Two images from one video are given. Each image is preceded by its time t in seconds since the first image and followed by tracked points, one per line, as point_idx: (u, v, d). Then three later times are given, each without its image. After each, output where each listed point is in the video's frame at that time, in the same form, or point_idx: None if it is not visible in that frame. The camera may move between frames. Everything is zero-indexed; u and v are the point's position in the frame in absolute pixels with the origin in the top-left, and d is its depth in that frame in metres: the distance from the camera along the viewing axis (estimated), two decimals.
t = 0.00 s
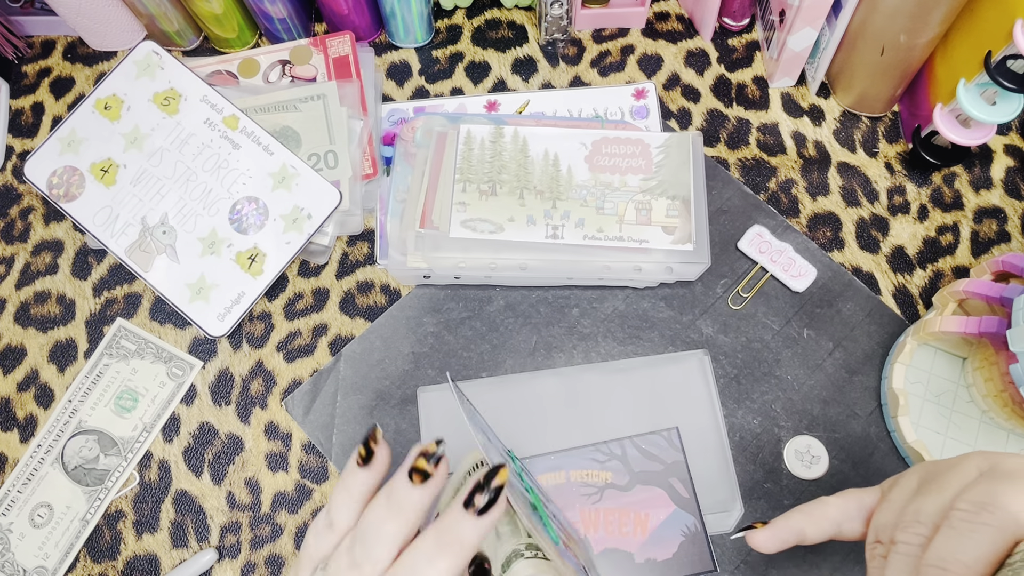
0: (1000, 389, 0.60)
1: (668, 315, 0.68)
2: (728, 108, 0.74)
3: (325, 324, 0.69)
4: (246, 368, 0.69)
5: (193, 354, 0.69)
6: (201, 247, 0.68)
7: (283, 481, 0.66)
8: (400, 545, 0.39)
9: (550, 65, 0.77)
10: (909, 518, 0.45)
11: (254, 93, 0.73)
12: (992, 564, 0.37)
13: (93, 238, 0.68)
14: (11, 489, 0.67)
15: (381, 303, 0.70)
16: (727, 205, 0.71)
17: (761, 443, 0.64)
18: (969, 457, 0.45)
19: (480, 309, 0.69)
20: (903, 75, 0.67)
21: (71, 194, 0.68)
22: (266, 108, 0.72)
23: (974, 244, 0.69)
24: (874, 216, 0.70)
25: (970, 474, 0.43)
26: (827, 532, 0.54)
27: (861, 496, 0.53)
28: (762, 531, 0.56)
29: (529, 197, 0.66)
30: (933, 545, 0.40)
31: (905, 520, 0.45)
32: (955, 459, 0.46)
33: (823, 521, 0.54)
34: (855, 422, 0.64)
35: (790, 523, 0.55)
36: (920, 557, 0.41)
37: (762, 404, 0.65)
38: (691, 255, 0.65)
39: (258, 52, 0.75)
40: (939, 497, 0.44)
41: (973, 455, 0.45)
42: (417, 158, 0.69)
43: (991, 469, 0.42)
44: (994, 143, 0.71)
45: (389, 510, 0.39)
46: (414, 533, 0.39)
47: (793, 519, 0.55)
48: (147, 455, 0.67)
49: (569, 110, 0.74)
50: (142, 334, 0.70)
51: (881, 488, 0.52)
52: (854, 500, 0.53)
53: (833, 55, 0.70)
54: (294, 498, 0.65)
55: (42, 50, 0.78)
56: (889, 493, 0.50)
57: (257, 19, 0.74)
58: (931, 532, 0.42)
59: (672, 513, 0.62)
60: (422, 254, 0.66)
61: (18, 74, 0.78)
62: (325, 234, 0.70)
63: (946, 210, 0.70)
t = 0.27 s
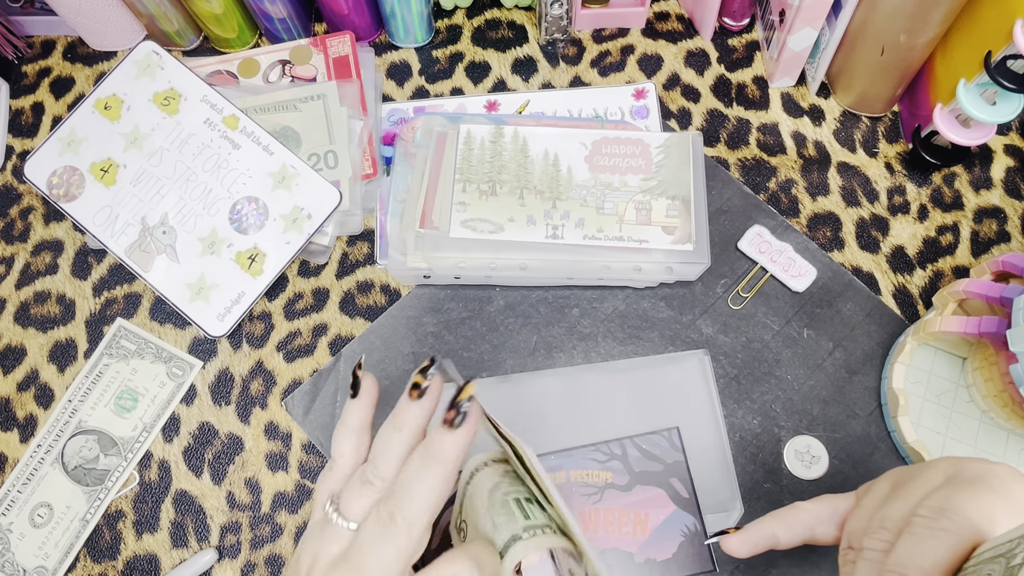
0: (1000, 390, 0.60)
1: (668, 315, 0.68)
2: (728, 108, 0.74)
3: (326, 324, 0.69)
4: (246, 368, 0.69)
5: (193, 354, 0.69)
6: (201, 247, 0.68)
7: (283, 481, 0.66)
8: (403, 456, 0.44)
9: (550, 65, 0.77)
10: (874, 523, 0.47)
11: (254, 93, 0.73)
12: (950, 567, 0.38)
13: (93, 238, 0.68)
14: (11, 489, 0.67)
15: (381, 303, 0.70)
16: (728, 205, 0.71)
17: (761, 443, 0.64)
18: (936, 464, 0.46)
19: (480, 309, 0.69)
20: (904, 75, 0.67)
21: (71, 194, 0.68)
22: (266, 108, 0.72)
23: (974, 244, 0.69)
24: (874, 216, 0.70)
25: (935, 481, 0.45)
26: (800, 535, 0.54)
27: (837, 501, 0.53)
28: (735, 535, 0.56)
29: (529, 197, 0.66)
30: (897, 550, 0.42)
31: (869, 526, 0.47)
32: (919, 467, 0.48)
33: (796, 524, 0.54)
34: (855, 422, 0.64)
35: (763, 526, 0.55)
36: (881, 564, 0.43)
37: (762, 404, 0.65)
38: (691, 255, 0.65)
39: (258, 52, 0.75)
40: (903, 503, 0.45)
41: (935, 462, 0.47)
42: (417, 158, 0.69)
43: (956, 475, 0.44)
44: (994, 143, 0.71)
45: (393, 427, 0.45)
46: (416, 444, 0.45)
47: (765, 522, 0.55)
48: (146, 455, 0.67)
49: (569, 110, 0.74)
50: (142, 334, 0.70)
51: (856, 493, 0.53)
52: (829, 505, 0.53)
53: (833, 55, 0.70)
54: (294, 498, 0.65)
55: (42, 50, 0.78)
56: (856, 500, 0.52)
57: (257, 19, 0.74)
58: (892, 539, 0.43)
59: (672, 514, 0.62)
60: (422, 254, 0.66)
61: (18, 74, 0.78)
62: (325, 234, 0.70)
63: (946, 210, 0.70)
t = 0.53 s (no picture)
0: (1000, 390, 0.60)
1: (668, 315, 0.68)
2: (728, 108, 0.74)
3: (325, 324, 0.69)
4: (246, 368, 0.69)
5: (193, 354, 0.69)
6: (201, 247, 0.68)
7: (283, 481, 0.66)
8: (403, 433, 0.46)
9: (550, 65, 0.77)
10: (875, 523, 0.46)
11: (254, 93, 0.73)
12: (942, 567, 0.38)
13: (93, 238, 0.68)
14: (11, 489, 0.67)
15: (381, 303, 0.70)
16: (728, 205, 0.71)
17: (761, 443, 0.64)
18: (930, 464, 0.46)
19: (480, 309, 0.69)
20: (904, 75, 0.67)
21: (71, 194, 0.68)
22: (266, 108, 0.72)
23: (974, 244, 0.69)
24: (874, 216, 0.70)
25: (931, 481, 0.45)
26: (794, 532, 0.54)
27: (831, 501, 0.53)
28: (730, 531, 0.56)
29: (529, 197, 0.66)
30: (891, 550, 0.42)
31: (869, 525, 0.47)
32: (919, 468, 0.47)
33: (790, 521, 0.54)
34: (855, 422, 0.64)
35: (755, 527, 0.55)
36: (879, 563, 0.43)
37: (762, 404, 0.65)
38: (691, 255, 0.65)
39: (258, 52, 0.75)
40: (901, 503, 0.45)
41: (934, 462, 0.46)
42: (417, 158, 0.69)
43: (949, 476, 0.44)
44: (994, 143, 0.71)
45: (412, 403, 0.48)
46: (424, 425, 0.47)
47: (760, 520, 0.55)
48: (146, 455, 0.67)
49: (569, 110, 0.74)
50: (142, 334, 0.70)
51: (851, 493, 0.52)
52: (824, 505, 0.53)
53: (833, 55, 0.70)
54: (294, 498, 0.65)
55: (42, 50, 0.78)
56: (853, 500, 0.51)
57: (257, 19, 0.74)
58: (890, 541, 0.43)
59: (672, 514, 0.62)
60: (422, 254, 0.66)
61: (18, 74, 0.78)
62: (325, 234, 0.70)
63: (946, 210, 0.70)
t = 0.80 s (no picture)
0: (1000, 389, 0.60)
1: (668, 315, 0.68)
2: (728, 108, 0.74)
3: (326, 324, 0.69)
4: (246, 368, 0.69)
5: (193, 354, 0.69)
6: (201, 247, 0.68)
7: (283, 481, 0.66)
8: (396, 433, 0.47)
9: (550, 65, 0.77)
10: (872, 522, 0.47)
11: (254, 93, 0.73)
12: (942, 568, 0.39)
13: (93, 238, 0.68)
14: (11, 489, 0.67)
15: (381, 303, 0.70)
16: (728, 205, 0.71)
17: (761, 443, 0.64)
18: (930, 464, 0.46)
19: (480, 309, 0.69)
20: (904, 75, 0.67)
21: (71, 194, 0.68)
22: (266, 108, 0.72)
23: (974, 244, 0.69)
24: (874, 216, 0.70)
25: (930, 481, 0.45)
26: (795, 531, 0.55)
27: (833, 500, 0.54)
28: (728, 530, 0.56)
29: (529, 198, 0.66)
30: (889, 550, 0.42)
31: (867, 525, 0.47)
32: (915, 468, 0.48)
33: (790, 520, 0.55)
34: (855, 422, 0.64)
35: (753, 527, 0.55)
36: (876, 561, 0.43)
37: (761, 404, 0.65)
38: (691, 255, 0.65)
39: (258, 52, 0.75)
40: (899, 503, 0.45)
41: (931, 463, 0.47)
42: (417, 158, 0.69)
43: (949, 476, 0.44)
44: (994, 143, 0.71)
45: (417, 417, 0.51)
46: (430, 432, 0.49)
47: (757, 521, 0.55)
48: (146, 455, 0.67)
49: (569, 110, 0.74)
50: (142, 334, 0.70)
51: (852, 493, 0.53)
52: (824, 504, 0.54)
53: (833, 55, 0.70)
54: (294, 498, 0.65)
55: (42, 50, 0.78)
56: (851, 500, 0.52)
57: (257, 19, 0.74)
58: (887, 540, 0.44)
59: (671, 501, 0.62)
60: (422, 254, 0.66)
61: (18, 74, 0.78)
62: (325, 234, 0.70)
63: (946, 210, 0.70)
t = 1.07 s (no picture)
0: (1000, 389, 0.60)
1: (668, 315, 0.68)
2: (728, 108, 0.74)
3: (326, 324, 0.69)
4: (246, 368, 0.69)
5: (193, 354, 0.69)
6: (201, 247, 0.68)
7: (283, 481, 0.66)
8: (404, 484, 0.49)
9: (550, 65, 0.77)
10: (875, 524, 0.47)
11: (254, 93, 0.73)
12: (945, 567, 0.39)
13: (93, 238, 0.68)
14: (11, 489, 0.67)
15: (381, 303, 0.70)
16: (728, 205, 0.71)
17: (761, 443, 0.64)
18: (933, 464, 0.47)
19: (480, 309, 0.69)
20: (903, 75, 0.67)
21: (71, 194, 0.68)
22: (266, 108, 0.72)
23: (974, 244, 0.69)
24: (874, 216, 0.70)
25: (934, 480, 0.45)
26: (797, 527, 0.55)
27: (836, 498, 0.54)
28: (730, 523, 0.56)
29: (529, 198, 0.66)
30: (892, 550, 0.42)
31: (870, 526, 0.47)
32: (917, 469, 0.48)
33: (792, 517, 0.54)
34: (855, 422, 0.64)
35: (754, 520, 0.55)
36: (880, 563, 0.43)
37: (762, 404, 0.65)
38: (691, 255, 0.65)
39: (258, 52, 0.75)
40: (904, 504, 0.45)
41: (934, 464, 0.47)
42: (417, 158, 0.69)
43: (952, 476, 0.44)
44: (994, 143, 0.71)
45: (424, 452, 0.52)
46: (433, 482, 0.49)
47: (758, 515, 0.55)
48: (146, 455, 0.67)
49: (569, 110, 0.74)
50: (142, 334, 0.70)
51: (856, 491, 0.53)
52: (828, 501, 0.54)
53: (833, 55, 0.70)
54: (294, 497, 0.65)
55: (42, 50, 0.78)
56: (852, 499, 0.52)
57: (257, 19, 0.74)
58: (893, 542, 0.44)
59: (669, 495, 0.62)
60: (422, 254, 0.66)
61: (18, 74, 0.78)
62: (325, 234, 0.70)
63: (946, 210, 0.70)
